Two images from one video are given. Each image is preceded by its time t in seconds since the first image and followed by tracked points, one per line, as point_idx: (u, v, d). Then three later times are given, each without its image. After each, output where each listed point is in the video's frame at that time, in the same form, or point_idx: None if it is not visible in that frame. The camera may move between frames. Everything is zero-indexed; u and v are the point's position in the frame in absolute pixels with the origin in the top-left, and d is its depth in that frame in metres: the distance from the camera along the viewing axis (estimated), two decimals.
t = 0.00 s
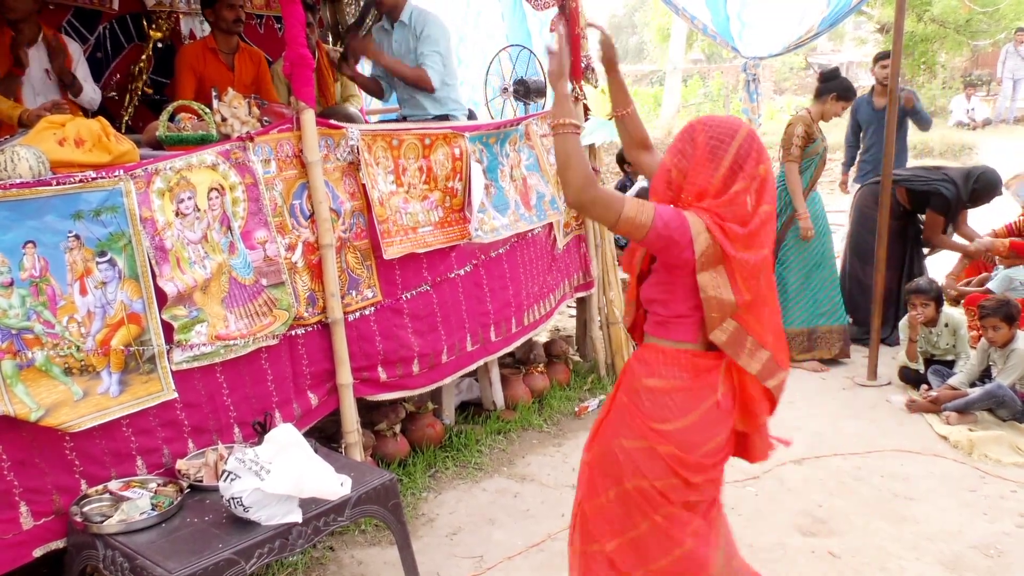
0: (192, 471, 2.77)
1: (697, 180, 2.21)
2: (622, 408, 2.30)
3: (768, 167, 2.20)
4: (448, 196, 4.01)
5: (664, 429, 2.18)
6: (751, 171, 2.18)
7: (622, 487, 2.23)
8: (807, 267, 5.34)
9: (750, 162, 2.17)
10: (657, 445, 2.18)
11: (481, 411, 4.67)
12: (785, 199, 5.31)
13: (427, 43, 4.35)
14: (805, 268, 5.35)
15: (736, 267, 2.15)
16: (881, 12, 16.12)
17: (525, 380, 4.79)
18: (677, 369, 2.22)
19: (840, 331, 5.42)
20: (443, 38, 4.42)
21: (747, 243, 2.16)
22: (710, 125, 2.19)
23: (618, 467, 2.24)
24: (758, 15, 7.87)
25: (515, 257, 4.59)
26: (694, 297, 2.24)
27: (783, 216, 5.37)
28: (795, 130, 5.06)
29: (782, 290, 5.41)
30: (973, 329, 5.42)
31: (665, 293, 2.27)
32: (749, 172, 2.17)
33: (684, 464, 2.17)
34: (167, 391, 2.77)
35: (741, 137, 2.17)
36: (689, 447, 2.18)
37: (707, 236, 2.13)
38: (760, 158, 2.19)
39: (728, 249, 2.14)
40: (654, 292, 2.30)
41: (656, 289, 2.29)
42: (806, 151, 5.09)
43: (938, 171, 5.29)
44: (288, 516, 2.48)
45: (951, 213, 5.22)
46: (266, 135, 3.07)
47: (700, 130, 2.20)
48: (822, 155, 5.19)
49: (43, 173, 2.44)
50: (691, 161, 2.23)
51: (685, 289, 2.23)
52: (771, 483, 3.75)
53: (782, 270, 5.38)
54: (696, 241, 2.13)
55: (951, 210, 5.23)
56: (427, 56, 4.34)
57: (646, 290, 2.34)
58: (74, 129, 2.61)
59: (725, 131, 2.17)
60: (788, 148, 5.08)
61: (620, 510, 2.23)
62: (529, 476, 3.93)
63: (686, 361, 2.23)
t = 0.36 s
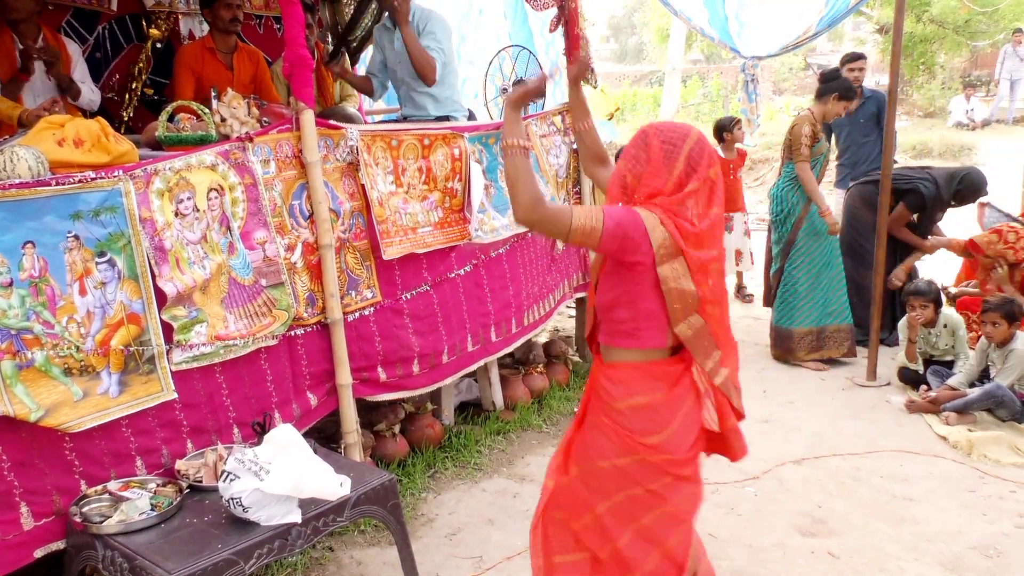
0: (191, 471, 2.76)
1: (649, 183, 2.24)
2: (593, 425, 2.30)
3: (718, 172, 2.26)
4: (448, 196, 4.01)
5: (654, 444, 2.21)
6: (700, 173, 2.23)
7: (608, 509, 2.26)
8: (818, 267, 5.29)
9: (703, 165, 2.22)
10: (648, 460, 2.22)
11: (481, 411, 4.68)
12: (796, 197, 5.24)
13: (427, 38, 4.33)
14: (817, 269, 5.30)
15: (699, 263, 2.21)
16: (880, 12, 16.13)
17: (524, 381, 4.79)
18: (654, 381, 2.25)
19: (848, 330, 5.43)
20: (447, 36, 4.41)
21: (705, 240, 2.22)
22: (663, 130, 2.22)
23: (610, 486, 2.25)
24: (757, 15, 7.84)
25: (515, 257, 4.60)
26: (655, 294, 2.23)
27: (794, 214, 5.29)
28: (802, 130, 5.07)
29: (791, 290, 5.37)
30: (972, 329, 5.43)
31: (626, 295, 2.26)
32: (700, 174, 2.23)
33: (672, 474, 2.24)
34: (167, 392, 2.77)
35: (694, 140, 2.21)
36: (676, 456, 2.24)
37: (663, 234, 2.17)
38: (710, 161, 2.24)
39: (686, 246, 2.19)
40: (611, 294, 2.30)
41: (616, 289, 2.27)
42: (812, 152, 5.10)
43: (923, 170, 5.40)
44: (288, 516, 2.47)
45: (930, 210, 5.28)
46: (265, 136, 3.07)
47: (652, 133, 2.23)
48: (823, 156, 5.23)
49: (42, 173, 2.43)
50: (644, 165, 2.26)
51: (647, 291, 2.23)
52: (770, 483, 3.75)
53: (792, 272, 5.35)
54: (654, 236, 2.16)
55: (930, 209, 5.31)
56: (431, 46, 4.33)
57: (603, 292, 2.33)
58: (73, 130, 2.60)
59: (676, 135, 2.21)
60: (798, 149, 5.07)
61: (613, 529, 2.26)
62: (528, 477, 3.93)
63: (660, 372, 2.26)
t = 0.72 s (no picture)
0: (190, 472, 2.76)
1: (608, 193, 2.23)
2: (577, 437, 2.26)
3: (674, 181, 2.27)
4: (447, 197, 4.01)
5: (645, 449, 2.21)
6: (659, 183, 2.23)
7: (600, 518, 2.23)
8: (835, 272, 5.28)
9: (660, 175, 2.23)
10: (639, 464, 2.21)
11: (480, 411, 4.68)
12: (814, 200, 5.19)
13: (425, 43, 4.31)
14: (832, 272, 5.29)
15: (665, 270, 2.22)
16: (878, 12, 16.15)
17: (523, 381, 4.79)
18: (639, 386, 2.24)
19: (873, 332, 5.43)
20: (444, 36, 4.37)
21: (662, 250, 2.23)
22: (621, 139, 2.22)
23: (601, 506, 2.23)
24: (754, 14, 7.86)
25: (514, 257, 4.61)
26: (630, 305, 2.21)
27: (811, 218, 5.22)
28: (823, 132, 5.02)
29: (808, 296, 5.35)
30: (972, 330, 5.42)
31: (600, 308, 2.22)
32: (656, 185, 2.23)
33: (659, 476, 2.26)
34: (166, 392, 2.77)
35: (650, 151, 2.22)
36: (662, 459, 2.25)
37: (626, 243, 2.16)
38: (666, 170, 2.25)
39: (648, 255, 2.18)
40: (584, 310, 2.25)
41: (589, 307, 2.23)
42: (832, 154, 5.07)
43: (907, 165, 5.47)
44: (287, 516, 2.47)
45: (907, 204, 5.36)
46: (263, 136, 3.07)
47: (610, 143, 2.23)
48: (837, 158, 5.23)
49: (41, 173, 2.43)
50: (602, 174, 2.25)
51: (622, 300, 2.20)
52: (768, 483, 3.75)
53: (809, 278, 5.31)
54: (619, 246, 2.15)
55: (907, 203, 5.38)
56: (426, 53, 4.29)
57: (573, 308, 2.28)
58: (72, 130, 2.60)
59: (635, 145, 2.21)
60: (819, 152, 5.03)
61: (601, 538, 2.24)
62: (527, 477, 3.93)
63: (641, 374, 2.26)
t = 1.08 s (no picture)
0: (190, 472, 2.76)
1: (570, 193, 2.18)
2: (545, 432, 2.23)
3: (635, 172, 2.24)
4: (446, 198, 4.02)
5: (610, 444, 2.21)
6: (619, 177, 2.20)
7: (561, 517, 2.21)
8: (845, 276, 5.27)
9: (622, 169, 2.20)
10: (603, 461, 2.21)
11: (479, 412, 4.68)
12: (831, 203, 5.17)
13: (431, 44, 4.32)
14: (842, 276, 5.27)
15: (632, 269, 2.22)
16: (877, 12, 16.15)
17: (523, 381, 4.79)
18: (606, 379, 2.25)
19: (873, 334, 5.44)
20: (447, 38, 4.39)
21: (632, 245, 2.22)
22: (580, 135, 2.17)
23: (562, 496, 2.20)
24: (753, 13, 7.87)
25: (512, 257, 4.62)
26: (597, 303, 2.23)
27: (827, 221, 5.20)
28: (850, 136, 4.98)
29: (817, 298, 5.32)
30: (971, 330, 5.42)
31: (567, 307, 2.22)
32: (618, 180, 2.19)
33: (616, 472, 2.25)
34: (165, 393, 2.76)
35: (610, 145, 2.17)
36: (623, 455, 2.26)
37: (595, 244, 2.14)
38: (626, 165, 2.21)
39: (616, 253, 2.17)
40: (552, 307, 2.24)
41: (555, 304, 2.24)
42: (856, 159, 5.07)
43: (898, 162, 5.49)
44: (286, 517, 2.47)
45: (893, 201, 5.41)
46: (262, 137, 3.07)
47: (569, 139, 2.17)
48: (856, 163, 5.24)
49: (40, 174, 2.43)
50: (565, 171, 2.18)
51: (588, 299, 2.21)
52: (767, 484, 3.75)
53: (819, 280, 5.29)
54: (588, 248, 2.13)
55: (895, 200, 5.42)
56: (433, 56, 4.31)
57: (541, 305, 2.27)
58: (70, 130, 2.60)
59: (594, 140, 2.16)
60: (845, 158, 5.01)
61: (563, 536, 2.21)
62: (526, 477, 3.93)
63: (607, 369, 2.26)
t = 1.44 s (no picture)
0: (190, 472, 2.75)
1: (533, 182, 2.20)
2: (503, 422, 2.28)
3: (598, 162, 2.25)
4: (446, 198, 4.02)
5: (564, 434, 2.23)
6: (582, 167, 2.21)
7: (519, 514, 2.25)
8: (841, 277, 5.24)
9: (585, 159, 2.21)
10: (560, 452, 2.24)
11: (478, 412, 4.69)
12: (828, 206, 5.16)
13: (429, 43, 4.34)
14: (840, 278, 5.25)
15: (597, 258, 2.23)
16: (877, 13, 16.15)
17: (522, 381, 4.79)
18: (562, 367, 2.26)
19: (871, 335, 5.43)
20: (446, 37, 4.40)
21: (596, 234, 2.23)
22: (540, 125, 2.18)
23: (514, 483, 2.24)
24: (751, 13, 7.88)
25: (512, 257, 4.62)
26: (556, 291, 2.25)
27: (825, 224, 5.19)
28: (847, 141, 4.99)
29: (814, 300, 5.29)
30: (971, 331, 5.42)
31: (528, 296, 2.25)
32: (581, 169, 2.21)
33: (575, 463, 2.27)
34: (165, 394, 2.76)
35: (570, 135, 2.19)
36: (581, 447, 2.27)
37: (560, 233, 2.16)
38: (588, 154, 2.22)
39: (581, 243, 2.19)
40: (512, 296, 2.27)
41: (518, 292, 2.26)
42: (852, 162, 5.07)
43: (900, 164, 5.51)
44: (286, 518, 2.47)
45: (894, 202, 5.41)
46: (262, 137, 3.07)
47: (530, 130, 2.19)
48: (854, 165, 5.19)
49: (40, 175, 2.43)
50: (526, 161, 2.21)
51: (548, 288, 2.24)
52: (767, 485, 3.75)
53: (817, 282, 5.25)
54: (553, 237, 2.15)
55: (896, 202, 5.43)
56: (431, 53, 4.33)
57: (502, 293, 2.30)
58: (70, 131, 2.60)
59: (553, 130, 2.18)
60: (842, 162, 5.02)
61: (520, 530, 2.25)
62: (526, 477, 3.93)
63: (565, 359, 2.27)
